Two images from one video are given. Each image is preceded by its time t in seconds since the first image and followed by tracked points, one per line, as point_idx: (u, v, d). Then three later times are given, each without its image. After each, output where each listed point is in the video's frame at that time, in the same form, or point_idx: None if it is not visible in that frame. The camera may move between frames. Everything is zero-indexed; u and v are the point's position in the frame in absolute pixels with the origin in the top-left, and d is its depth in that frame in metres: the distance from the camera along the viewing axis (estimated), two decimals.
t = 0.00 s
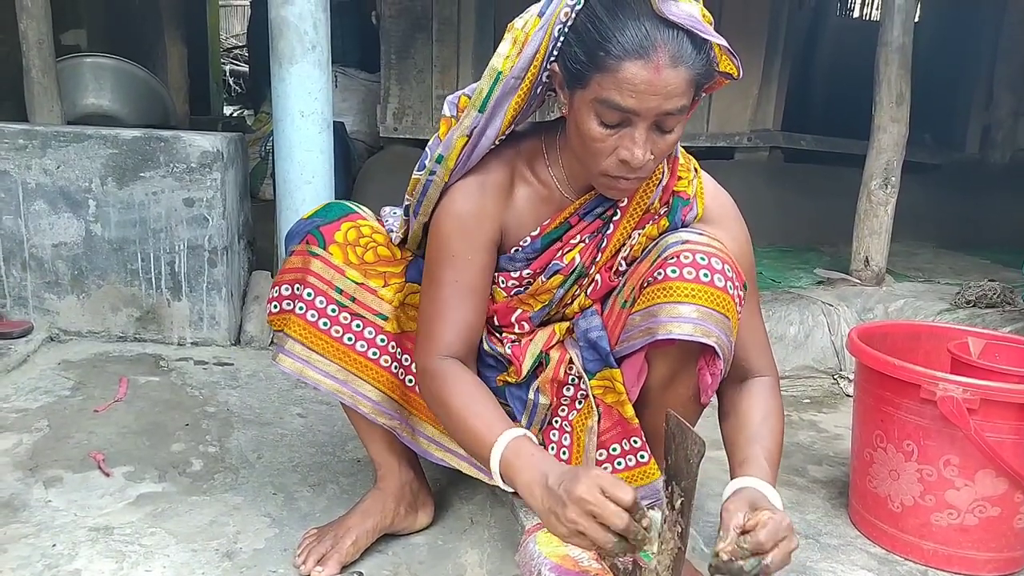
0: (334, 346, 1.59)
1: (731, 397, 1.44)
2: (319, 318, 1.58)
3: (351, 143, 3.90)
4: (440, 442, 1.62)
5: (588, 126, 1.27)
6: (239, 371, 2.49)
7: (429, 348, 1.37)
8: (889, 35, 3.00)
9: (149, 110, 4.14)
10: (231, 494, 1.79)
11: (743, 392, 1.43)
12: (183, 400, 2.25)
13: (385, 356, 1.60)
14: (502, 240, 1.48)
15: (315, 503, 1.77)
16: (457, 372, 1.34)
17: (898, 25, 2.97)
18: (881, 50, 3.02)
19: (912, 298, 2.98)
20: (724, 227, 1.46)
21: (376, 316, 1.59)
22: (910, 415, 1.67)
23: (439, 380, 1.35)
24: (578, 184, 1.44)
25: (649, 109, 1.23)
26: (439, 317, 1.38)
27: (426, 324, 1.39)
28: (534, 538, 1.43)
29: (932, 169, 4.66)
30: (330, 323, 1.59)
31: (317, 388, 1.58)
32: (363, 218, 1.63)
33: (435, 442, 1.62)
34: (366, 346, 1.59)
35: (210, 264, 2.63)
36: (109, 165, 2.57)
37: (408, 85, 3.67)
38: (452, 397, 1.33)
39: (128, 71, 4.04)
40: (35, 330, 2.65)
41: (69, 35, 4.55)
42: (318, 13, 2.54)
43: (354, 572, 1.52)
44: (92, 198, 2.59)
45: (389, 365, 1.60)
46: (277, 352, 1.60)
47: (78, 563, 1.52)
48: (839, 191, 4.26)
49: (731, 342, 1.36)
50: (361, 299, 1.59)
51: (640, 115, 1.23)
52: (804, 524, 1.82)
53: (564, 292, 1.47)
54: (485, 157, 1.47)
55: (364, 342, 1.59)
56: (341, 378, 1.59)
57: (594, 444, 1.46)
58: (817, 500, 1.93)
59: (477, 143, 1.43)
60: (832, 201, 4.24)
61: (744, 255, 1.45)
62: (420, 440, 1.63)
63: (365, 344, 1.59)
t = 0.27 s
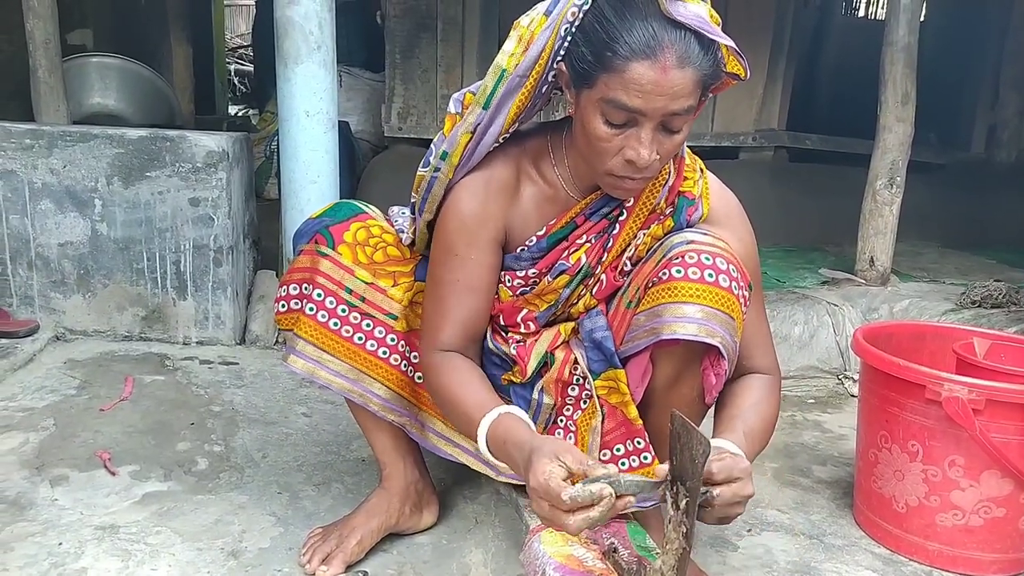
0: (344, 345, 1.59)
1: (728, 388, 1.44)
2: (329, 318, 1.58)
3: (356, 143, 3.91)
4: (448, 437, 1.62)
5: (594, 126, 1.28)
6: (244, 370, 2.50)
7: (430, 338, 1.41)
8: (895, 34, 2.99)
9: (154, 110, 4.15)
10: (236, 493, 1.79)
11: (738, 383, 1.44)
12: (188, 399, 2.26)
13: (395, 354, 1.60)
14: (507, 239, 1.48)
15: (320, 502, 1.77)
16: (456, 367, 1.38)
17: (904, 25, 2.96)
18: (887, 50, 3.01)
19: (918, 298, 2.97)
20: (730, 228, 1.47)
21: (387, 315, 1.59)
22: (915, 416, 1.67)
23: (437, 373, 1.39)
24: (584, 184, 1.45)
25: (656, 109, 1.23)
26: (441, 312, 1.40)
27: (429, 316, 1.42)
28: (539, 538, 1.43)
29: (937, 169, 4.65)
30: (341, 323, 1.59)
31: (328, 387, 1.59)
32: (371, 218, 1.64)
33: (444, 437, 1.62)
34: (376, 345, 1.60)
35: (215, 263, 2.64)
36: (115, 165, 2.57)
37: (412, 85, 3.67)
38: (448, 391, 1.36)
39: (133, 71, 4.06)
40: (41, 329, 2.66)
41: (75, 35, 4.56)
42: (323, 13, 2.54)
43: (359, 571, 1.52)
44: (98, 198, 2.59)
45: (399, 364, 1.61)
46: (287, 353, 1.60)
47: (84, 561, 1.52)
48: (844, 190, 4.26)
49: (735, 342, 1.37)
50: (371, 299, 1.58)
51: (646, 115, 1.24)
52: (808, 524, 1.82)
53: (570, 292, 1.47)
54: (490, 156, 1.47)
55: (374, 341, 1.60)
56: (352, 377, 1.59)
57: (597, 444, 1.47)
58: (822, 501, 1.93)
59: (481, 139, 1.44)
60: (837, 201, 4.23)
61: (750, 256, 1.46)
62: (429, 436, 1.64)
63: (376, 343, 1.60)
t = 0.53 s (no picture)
0: (345, 348, 1.59)
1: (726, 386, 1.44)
2: (330, 320, 1.59)
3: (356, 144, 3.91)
4: (450, 440, 1.63)
5: (599, 130, 1.28)
6: (244, 371, 2.50)
7: (434, 342, 1.39)
8: (895, 36, 3.00)
9: (155, 111, 4.15)
10: (237, 494, 1.79)
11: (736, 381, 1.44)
12: (189, 400, 2.26)
13: (396, 356, 1.60)
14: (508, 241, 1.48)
15: (321, 504, 1.77)
16: (461, 370, 1.37)
17: (905, 26, 2.96)
18: (887, 52, 3.01)
19: (918, 300, 2.97)
20: (731, 231, 1.47)
21: (387, 317, 1.59)
22: (915, 418, 1.67)
23: (442, 377, 1.37)
24: (586, 187, 1.45)
25: (661, 114, 1.23)
26: (445, 316, 1.39)
27: (432, 320, 1.40)
28: (540, 540, 1.43)
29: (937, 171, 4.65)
30: (341, 325, 1.59)
31: (329, 389, 1.59)
32: (372, 220, 1.64)
33: (445, 440, 1.63)
34: (377, 347, 1.60)
35: (216, 265, 2.64)
36: (116, 166, 2.58)
37: (413, 86, 3.68)
38: (453, 395, 1.36)
39: (134, 72, 4.06)
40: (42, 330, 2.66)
41: (76, 36, 4.56)
42: (324, 15, 2.55)
43: (359, 572, 1.52)
44: (99, 199, 2.60)
45: (400, 366, 1.61)
46: (288, 354, 1.61)
47: (85, 562, 1.52)
48: (844, 192, 4.26)
49: (736, 345, 1.37)
50: (371, 301, 1.59)
51: (651, 120, 1.24)
52: (808, 526, 1.82)
53: (571, 295, 1.48)
54: (492, 159, 1.47)
55: (375, 343, 1.60)
56: (353, 380, 1.59)
57: (597, 446, 1.47)
58: (822, 502, 1.93)
59: (483, 142, 1.43)
60: (838, 203, 4.23)
61: (751, 259, 1.46)
62: (429, 438, 1.64)
63: (376, 345, 1.60)
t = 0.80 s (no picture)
0: (343, 348, 1.59)
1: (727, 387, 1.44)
2: (328, 320, 1.59)
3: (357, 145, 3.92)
4: (448, 442, 1.64)
5: (597, 131, 1.28)
6: (246, 372, 2.50)
7: (443, 348, 1.38)
8: (896, 37, 3.00)
9: (156, 112, 4.16)
10: (238, 495, 1.80)
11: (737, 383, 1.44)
12: (190, 401, 2.26)
13: (393, 357, 1.60)
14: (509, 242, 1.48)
15: (322, 504, 1.77)
16: (472, 373, 1.36)
17: (905, 27, 2.96)
18: (888, 52, 3.01)
19: (919, 300, 2.97)
20: (730, 232, 1.47)
21: (384, 318, 1.59)
22: (916, 418, 1.67)
23: (453, 383, 1.36)
24: (585, 187, 1.45)
25: (659, 115, 1.23)
26: (453, 318, 1.38)
27: (440, 326, 1.40)
28: (541, 541, 1.43)
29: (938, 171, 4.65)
30: (339, 325, 1.59)
31: (326, 390, 1.59)
32: (370, 221, 1.64)
33: (443, 442, 1.64)
34: (374, 348, 1.60)
35: (217, 265, 2.65)
36: (117, 167, 2.58)
37: (414, 87, 3.68)
38: (465, 399, 1.34)
39: (135, 73, 4.06)
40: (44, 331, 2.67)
41: (77, 37, 4.56)
42: (324, 16, 2.55)
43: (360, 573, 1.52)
44: (100, 200, 2.60)
45: (398, 367, 1.61)
46: (285, 354, 1.61)
47: (87, 563, 1.52)
48: (845, 192, 4.26)
49: (735, 346, 1.37)
50: (369, 301, 1.59)
51: (649, 120, 1.24)
52: (809, 526, 1.82)
53: (571, 295, 1.48)
54: (493, 160, 1.47)
55: (372, 343, 1.60)
56: (350, 380, 1.60)
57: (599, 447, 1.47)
58: (823, 502, 1.93)
59: (484, 144, 1.43)
60: (838, 203, 4.23)
61: (750, 260, 1.46)
62: (428, 440, 1.64)
63: (373, 346, 1.60)
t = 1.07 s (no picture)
0: (342, 349, 1.59)
1: (729, 389, 1.44)
2: (327, 321, 1.59)
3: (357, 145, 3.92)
4: (448, 447, 1.63)
5: (600, 133, 1.28)
6: (245, 372, 2.50)
7: (454, 352, 1.36)
8: (895, 37, 3.00)
9: (156, 112, 4.16)
10: (238, 495, 1.80)
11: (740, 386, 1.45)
12: (190, 401, 2.26)
13: (392, 359, 1.60)
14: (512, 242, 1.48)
15: (321, 504, 1.77)
16: (484, 375, 1.33)
17: (905, 27, 2.96)
18: (887, 52, 3.02)
19: (919, 300, 2.97)
20: (731, 232, 1.47)
21: (384, 319, 1.59)
22: (915, 418, 1.67)
23: (466, 387, 1.34)
24: (588, 188, 1.45)
25: (663, 117, 1.23)
26: (464, 319, 1.36)
27: (449, 329, 1.37)
28: (541, 541, 1.44)
29: (938, 171, 4.66)
30: (339, 326, 1.59)
31: (324, 390, 1.59)
32: (371, 221, 1.64)
33: (443, 447, 1.63)
34: (373, 349, 1.60)
35: (217, 265, 2.65)
36: (117, 167, 2.58)
37: (414, 87, 3.68)
38: (478, 402, 1.32)
39: (134, 73, 4.06)
40: (43, 331, 2.67)
41: (77, 37, 4.57)
42: (325, 16, 2.55)
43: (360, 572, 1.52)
44: (100, 200, 2.60)
45: (397, 369, 1.60)
46: (284, 354, 1.60)
47: (86, 563, 1.52)
48: (845, 192, 4.26)
49: (736, 347, 1.37)
50: (369, 302, 1.59)
51: (653, 123, 1.24)
52: (809, 526, 1.82)
53: (573, 297, 1.48)
54: (498, 162, 1.47)
55: (371, 345, 1.60)
56: (349, 382, 1.59)
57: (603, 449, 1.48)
58: (822, 502, 1.93)
59: (491, 146, 1.43)
60: (838, 203, 4.23)
61: (752, 261, 1.46)
62: (427, 445, 1.64)
63: (373, 347, 1.60)
